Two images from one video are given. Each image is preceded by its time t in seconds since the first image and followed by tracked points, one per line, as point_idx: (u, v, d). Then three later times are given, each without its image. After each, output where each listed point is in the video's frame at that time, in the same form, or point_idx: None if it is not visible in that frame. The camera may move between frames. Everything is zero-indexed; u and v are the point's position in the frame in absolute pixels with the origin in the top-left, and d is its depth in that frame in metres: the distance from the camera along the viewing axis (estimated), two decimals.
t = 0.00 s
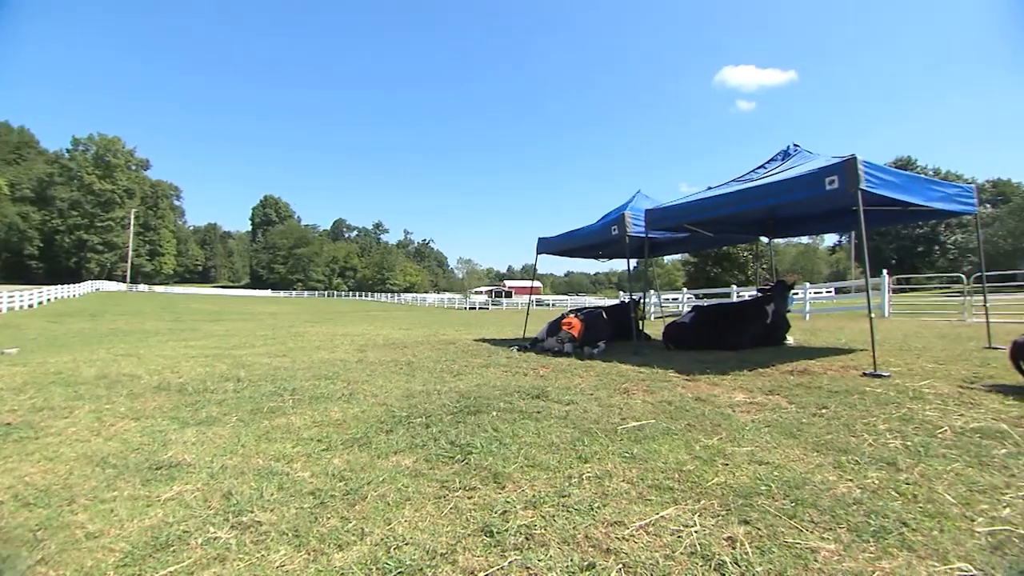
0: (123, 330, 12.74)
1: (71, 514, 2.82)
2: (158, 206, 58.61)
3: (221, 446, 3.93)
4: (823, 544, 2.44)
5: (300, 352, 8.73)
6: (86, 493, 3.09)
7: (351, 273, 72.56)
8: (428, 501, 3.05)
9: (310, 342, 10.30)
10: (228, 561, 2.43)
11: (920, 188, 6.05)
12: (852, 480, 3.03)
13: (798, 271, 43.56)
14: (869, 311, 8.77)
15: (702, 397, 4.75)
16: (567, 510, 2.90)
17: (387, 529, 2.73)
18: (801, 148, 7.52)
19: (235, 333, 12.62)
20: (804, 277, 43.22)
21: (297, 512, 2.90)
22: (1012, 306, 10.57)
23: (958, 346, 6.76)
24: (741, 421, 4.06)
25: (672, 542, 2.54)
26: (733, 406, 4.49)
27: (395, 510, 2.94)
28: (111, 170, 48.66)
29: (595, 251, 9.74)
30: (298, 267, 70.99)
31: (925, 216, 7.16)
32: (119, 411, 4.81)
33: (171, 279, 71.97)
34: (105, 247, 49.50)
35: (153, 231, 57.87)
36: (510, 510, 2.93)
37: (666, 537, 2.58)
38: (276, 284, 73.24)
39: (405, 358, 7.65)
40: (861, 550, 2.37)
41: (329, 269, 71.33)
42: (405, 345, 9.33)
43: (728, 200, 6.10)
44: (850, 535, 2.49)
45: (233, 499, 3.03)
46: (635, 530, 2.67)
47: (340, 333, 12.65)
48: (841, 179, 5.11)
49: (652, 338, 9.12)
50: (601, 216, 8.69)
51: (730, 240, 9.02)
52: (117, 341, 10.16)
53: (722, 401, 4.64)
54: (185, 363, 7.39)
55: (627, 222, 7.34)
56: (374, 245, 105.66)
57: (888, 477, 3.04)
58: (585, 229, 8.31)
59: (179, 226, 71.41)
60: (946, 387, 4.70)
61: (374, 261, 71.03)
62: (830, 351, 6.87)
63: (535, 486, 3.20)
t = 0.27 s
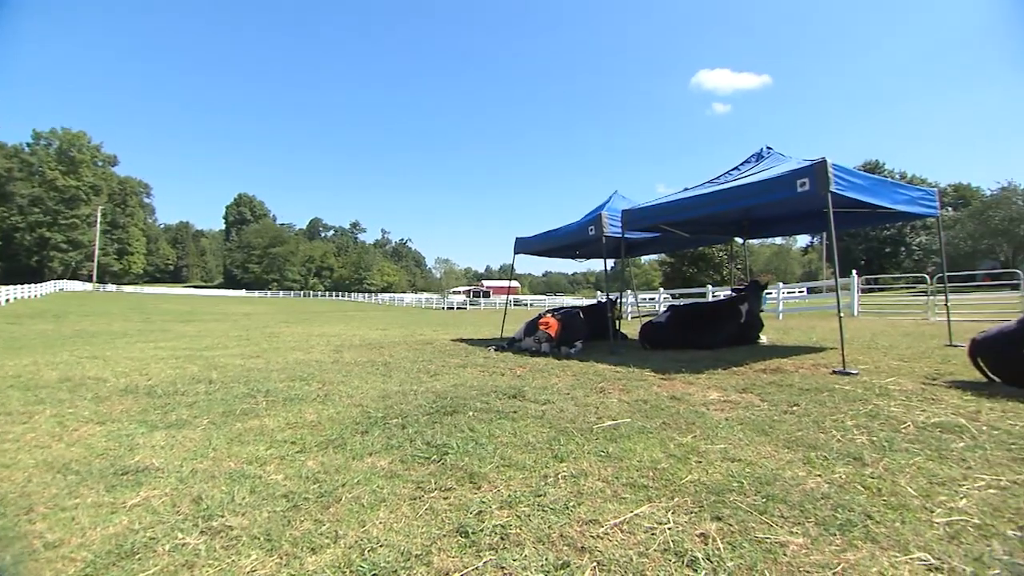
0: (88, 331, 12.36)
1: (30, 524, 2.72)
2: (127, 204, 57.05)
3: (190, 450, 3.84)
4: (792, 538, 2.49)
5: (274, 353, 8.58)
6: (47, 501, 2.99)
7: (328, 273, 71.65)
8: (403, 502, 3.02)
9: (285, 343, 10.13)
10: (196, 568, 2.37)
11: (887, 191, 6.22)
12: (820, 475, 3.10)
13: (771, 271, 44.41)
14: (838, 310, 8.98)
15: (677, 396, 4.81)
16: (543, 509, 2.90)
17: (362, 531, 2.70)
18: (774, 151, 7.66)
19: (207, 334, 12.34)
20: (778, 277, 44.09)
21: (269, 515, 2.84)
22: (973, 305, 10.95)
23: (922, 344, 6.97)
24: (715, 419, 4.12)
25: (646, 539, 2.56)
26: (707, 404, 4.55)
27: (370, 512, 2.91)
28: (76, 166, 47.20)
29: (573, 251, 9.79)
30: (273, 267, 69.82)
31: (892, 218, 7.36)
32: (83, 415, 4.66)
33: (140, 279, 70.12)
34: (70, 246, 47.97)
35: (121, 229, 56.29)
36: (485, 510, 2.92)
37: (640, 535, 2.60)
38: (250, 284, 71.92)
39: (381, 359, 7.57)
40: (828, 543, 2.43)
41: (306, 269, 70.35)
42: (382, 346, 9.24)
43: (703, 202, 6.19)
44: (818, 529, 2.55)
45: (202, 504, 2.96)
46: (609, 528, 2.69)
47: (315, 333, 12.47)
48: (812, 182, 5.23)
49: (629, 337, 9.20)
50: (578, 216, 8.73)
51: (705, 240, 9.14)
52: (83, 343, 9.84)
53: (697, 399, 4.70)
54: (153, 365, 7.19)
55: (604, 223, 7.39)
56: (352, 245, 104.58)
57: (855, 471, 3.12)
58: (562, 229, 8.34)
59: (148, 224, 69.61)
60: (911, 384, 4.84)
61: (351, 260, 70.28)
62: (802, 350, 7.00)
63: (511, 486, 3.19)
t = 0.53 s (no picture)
0: (55, 333, 11.99)
1: None
2: (96, 202, 55.51)
3: (161, 454, 3.75)
4: (765, 533, 2.53)
5: (249, 354, 8.43)
6: (8, 509, 2.89)
7: (306, 273, 70.72)
8: (380, 504, 3.00)
9: (261, 343, 9.96)
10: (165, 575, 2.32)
11: (858, 193, 6.36)
12: (792, 471, 3.15)
13: (748, 271, 45.12)
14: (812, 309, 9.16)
15: (655, 395, 4.85)
16: (520, 509, 2.90)
17: (338, 534, 2.66)
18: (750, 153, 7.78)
19: (180, 335, 12.07)
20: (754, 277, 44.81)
21: (242, 519, 2.79)
22: (939, 304, 11.27)
23: (892, 342, 7.15)
24: (691, 418, 4.16)
25: (623, 537, 2.58)
26: (684, 402, 4.60)
27: (346, 514, 2.87)
28: (41, 162, 45.77)
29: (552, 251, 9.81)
30: (249, 266, 68.66)
31: (863, 220, 7.53)
32: (48, 420, 4.51)
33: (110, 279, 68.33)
34: (36, 245, 46.50)
35: (90, 228, 54.77)
36: (462, 511, 2.90)
37: (616, 533, 2.62)
38: (226, 284, 70.63)
39: (360, 360, 7.50)
40: (799, 538, 2.47)
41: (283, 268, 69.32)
42: (360, 346, 9.15)
43: (681, 203, 6.25)
44: (790, 524, 2.59)
45: (173, 509, 2.89)
46: (586, 527, 2.70)
47: (292, 334, 12.28)
48: (787, 184, 5.32)
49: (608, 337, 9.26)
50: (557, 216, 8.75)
51: (683, 241, 9.25)
52: (49, 345, 9.54)
53: (674, 398, 4.75)
54: (123, 367, 7.01)
55: (583, 223, 7.42)
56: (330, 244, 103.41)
57: (827, 467, 3.18)
58: (542, 229, 8.35)
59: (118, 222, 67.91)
60: (881, 381, 4.96)
61: (329, 260, 69.48)
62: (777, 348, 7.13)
63: (489, 486, 3.19)
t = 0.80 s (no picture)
0: (21, 334, 11.62)
1: None
2: (65, 200, 54.01)
3: (132, 458, 3.66)
4: (739, 529, 2.56)
5: (225, 356, 8.28)
6: None
7: (285, 272, 69.76)
8: (357, 506, 2.96)
9: (237, 344, 9.80)
10: None
11: (832, 195, 6.49)
12: (767, 468, 3.20)
13: (727, 271, 45.77)
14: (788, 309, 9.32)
15: (634, 394, 4.89)
16: (499, 509, 2.89)
17: (314, 536, 2.63)
18: (728, 155, 7.87)
19: (153, 336, 11.79)
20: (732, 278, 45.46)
21: (216, 524, 2.73)
22: (909, 304, 11.57)
23: (864, 340, 7.31)
24: (669, 417, 4.20)
25: (601, 536, 2.59)
26: (662, 401, 4.64)
27: (323, 516, 2.84)
28: (7, 158, 44.37)
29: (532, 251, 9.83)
30: (226, 266, 67.49)
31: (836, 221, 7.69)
32: (13, 425, 4.38)
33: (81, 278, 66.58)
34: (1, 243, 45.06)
35: (59, 226, 53.28)
36: (441, 511, 2.89)
37: (594, 532, 2.63)
38: (202, 284, 69.31)
39: (339, 360, 7.42)
40: (772, 533, 2.51)
41: (261, 268, 68.28)
42: (339, 347, 9.05)
43: (659, 203, 6.30)
44: (764, 520, 2.63)
45: (144, 515, 2.82)
46: (564, 526, 2.70)
47: (270, 334, 12.10)
48: (763, 185, 5.40)
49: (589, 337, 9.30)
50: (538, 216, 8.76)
51: (662, 241, 9.33)
52: (15, 347, 9.25)
53: (652, 397, 4.79)
54: (93, 370, 6.82)
55: (563, 223, 7.44)
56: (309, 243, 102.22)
57: (800, 463, 3.24)
58: (522, 229, 8.35)
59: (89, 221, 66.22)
60: (853, 379, 5.07)
61: (309, 260, 68.66)
62: (754, 347, 7.21)
63: (467, 486, 3.18)
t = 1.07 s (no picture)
0: None
1: None
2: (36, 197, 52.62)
3: (104, 462, 3.57)
4: (718, 526, 2.59)
5: (203, 356, 8.14)
6: None
7: (265, 272, 68.85)
8: (337, 507, 2.93)
9: (216, 345, 9.64)
10: None
11: (810, 197, 6.59)
12: (745, 465, 3.24)
13: (708, 271, 46.29)
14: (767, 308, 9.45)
15: (615, 393, 4.92)
16: (480, 509, 2.89)
17: (293, 539, 2.60)
18: (709, 156, 7.95)
19: (128, 337, 11.54)
20: (713, 278, 45.98)
21: (192, 528, 2.68)
22: (884, 303, 11.82)
23: (840, 339, 7.45)
24: (650, 416, 4.24)
25: (581, 534, 2.60)
26: (643, 401, 4.68)
27: (302, 518, 2.80)
28: None
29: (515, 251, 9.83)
30: (205, 266, 66.40)
31: (814, 223, 7.82)
32: None
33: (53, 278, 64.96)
34: None
35: (30, 224, 51.89)
36: (421, 512, 2.87)
37: (574, 531, 2.64)
38: (180, 283, 68.08)
39: (319, 361, 7.34)
40: (750, 529, 2.54)
41: (241, 268, 67.31)
42: (320, 347, 8.96)
43: (641, 204, 6.34)
44: (742, 517, 2.66)
45: (117, 520, 2.76)
46: (545, 525, 2.71)
47: (249, 335, 11.92)
48: (743, 187, 5.46)
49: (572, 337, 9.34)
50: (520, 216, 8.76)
51: (643, 241, 9.39)
52: None
53: (634, 396, 4.82)
54: (64, 372, 6.65)
55: (545, 223, 7.45)
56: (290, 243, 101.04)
57: (777, 460, 3.29)
58: (504, 229, 8.34)
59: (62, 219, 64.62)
60: (829, 377, 5.16)
61: (290, 259, 67.87)
62: (734, 346, 7.29)
63: (448, 487, 3.16)
